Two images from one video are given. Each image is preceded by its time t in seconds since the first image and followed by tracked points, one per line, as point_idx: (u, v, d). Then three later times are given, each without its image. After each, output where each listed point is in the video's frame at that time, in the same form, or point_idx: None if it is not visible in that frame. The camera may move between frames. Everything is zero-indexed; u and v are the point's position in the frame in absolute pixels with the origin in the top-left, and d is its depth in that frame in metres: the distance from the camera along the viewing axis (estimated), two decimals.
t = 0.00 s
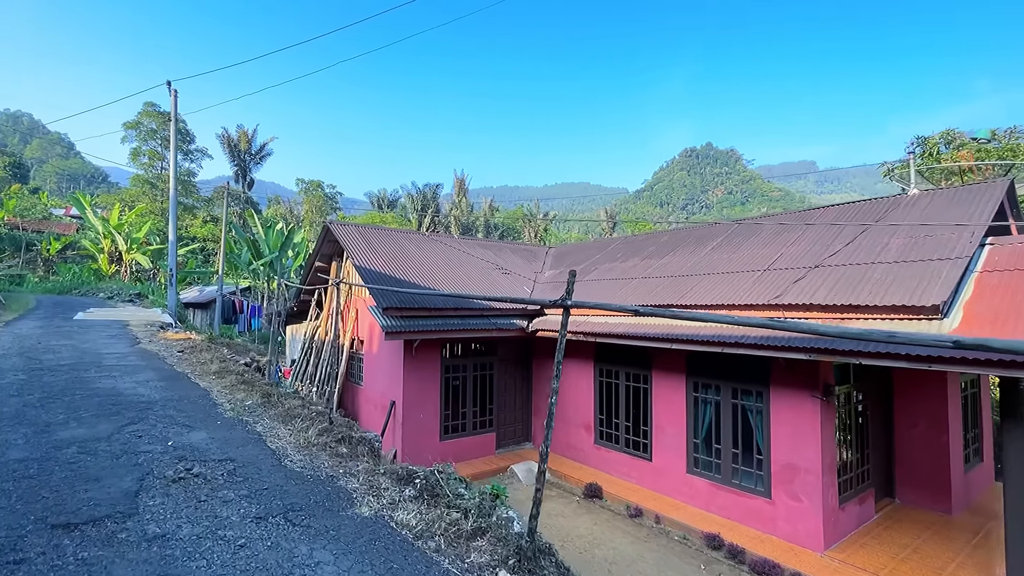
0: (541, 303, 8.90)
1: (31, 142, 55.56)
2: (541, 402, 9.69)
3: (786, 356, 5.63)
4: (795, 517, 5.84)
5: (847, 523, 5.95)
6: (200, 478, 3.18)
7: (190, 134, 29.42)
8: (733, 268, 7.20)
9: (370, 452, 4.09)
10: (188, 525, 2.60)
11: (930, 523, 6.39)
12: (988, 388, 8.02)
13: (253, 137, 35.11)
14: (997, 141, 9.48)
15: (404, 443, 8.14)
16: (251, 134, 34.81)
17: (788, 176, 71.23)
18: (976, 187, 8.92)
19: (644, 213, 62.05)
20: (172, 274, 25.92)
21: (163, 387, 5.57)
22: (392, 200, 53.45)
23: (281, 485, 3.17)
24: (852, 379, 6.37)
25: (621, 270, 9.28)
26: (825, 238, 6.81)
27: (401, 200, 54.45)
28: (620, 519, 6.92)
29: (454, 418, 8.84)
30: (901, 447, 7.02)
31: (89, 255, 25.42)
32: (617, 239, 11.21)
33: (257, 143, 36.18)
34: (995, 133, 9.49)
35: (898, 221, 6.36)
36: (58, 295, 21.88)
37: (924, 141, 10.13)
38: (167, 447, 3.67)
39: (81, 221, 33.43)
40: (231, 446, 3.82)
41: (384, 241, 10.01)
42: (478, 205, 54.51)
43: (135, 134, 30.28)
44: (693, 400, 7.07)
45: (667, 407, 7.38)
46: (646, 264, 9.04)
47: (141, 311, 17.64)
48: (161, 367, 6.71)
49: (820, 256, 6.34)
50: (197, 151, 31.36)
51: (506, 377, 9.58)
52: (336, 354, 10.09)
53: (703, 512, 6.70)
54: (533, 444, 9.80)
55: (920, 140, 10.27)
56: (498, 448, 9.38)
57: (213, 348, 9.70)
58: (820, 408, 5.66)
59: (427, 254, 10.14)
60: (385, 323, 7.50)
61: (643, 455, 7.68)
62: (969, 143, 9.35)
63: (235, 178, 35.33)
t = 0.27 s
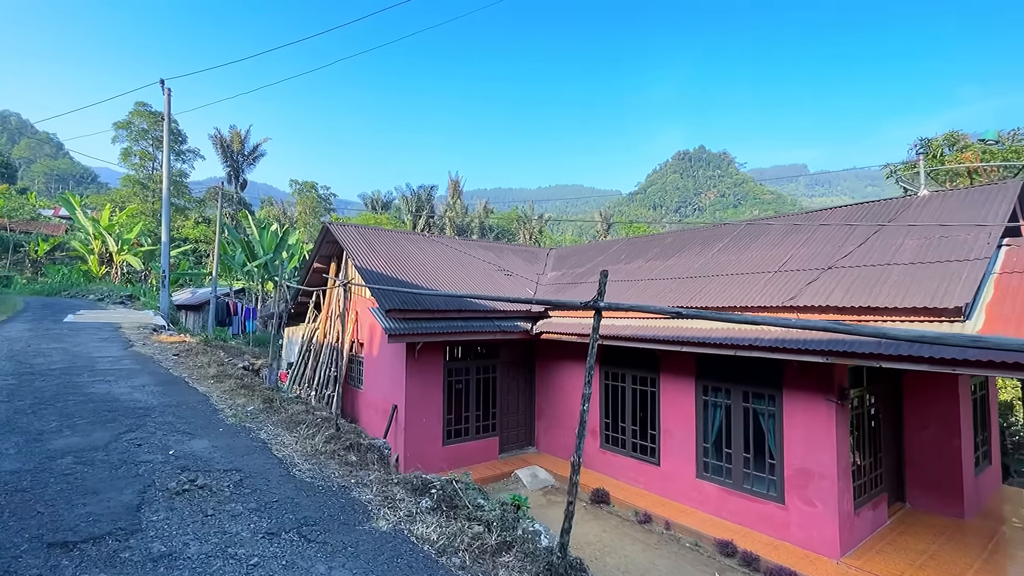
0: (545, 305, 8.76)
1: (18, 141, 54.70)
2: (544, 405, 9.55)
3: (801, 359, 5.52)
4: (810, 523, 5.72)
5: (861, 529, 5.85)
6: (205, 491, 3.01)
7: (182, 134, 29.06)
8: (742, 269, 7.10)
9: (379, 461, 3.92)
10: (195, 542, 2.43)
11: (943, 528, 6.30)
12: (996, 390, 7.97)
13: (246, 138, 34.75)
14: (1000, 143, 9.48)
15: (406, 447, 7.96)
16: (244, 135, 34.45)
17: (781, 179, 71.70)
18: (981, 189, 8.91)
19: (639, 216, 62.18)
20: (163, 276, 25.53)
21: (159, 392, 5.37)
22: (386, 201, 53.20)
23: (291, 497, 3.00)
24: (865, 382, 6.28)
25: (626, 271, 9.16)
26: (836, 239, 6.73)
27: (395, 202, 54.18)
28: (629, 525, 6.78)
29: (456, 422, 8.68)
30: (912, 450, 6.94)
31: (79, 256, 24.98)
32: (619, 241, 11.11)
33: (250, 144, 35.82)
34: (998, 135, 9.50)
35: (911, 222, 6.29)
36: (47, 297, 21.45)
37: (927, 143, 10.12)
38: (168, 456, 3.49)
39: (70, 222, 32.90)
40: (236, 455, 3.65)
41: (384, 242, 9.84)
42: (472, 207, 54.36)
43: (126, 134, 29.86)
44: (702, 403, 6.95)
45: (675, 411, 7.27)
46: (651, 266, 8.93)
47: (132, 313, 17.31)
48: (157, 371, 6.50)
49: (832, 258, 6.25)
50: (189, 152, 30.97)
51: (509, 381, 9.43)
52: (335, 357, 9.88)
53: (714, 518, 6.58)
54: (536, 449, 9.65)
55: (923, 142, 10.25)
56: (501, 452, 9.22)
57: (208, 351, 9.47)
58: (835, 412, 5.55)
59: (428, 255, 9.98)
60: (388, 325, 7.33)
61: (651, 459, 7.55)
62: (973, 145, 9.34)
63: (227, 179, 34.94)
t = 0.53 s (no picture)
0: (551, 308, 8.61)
1: (7, 141, 53.90)
2: (550, 410, 9.40)
3: (820, 364, 5.41)
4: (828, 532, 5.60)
5: (880, 538, 5.74)
6: (215, 508, 2.83)
7: (175, 134, 28.69)
8: (755, 272, 6.99)
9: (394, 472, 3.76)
10: (209, 568, 2.25)
11: (960, 535, 6.21)
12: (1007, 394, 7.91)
13: (239, 139, 34.38)
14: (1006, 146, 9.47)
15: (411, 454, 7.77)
16: (238, 135, 34.08)
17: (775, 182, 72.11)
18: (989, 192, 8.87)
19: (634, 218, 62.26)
20: (156, 278, 25.13)
21: (159, 399, 5.16)
22: (381, 203, 52.94)
23: (307, 515, 2.82)
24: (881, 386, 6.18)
25: (633, 274, 9.05)
26: (850, 242, 6.64)
27: (390, 203, 53.91)
28: (641, 534, 6.63)
29: (461, 428, 8.50)
30: (926, 456, 6.86)
31: (69, 257, 24.54)
32: (624, 243, 11.00)
33: (244, 145, 35.44)
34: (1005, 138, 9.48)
35: (927, 225, 6.20)
36: (36, 299, 21.02)
37: (933, 145, 10.10)
38: (174, 470, 3.30)
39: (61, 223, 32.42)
40: (245, 468, 3.46)
41: (387, 244, 9.66)
42: (468, 208, 54.19)
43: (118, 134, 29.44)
44: (715, 409, 6.83)
45: (687, 416, 7.14)
46: (659, 268, 8.81)
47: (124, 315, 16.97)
48: (155, 377, 6.28)
49: (849, 260, 6.15)
50: (182, 152, 30.56)
51: (515, 385, 9.27)
52: (336, 362, 9.68)
53: (728, 526, 6.44)
54: (541, 454, 9.49)
55: (929, 144, 10.23)
56: (506, 458, 9.05)
57: (206, 355, 9.23)
58: (855, 419, 5.44)
59: (432, 257, 9.81)
60: (393, 329, 7.15)
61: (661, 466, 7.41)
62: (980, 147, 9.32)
63: (221, 179, 34.55)
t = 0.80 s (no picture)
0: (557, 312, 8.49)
1: None
2: (555, 416, 9.27)
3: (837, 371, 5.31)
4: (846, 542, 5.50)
5: (897, 547, 5.64)
6: (226, 530, 2.67)
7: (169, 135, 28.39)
8: (766, 276, 6.90)
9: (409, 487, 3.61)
10: None
11: (976, 543, 6.12)
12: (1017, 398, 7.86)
13: (234, 140, 34.11)
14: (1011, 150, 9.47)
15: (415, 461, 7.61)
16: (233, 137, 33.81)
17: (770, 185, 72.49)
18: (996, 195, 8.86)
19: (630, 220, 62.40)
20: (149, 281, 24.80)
21: (159, 408, 4.98)
22: (377, 204, 52.69)
23: (324, 536, 2.67)
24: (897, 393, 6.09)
25: (639, 278, 8.95)
26: (863, 246, 6.56)
27: (386, 205, 53.67)
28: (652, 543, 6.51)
29: (466, 434, 8.34)
30: (940, 462, 6.77)
31: (61, 259, 24.15)
32: (628, 246, 10.91)
33: (239, 146, 35.17)
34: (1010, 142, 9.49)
35: (942, 228, 6.13)
36: (27, 302, 20.64)
37: (938, 149, 10.09)
38: (180, 487, 3.14)
39: (52, 224, 31.95)
40: (254, 483, 3.31)
41: (389, 247, 9.51)
42: (465, 211, 54.08)
43: (111, 134, 29.07)
44: (727, 415, 6.72)
45: (697, 423, 7.02)
46: (666, 272, 8.71)
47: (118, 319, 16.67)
48: (154, 384, 6.10)
49: (863, 265, 6.06)
50: (176, 153, 30.25)
51: (520, 390, 9.13)
52: (337, 367, 9.50)
53: (741, 535, 6.32)
54: (546, 461, 9.34)
55: (934, 148, 10.23)
56: (511, 465, 8.90)
57: (204, 360, 9.03)
58: (873, 426, 5.34)
59: (435, 260, 9.67)
60: (398, 333, 7.00)
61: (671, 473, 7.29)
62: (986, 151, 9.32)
63: (215, 180, 34.22)
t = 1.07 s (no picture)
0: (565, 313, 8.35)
1: None
2: (561, 418, 9.12)
3: (858, 373, 5.18)
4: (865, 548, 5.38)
5: (917, 552, 5.52)
6: (238, 543, 2.51)
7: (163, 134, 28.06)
8: (779, 276, 6.79)
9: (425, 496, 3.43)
10: None
11: (995, 548, 6.02)
12: None
13: (229, 140, 33.80)
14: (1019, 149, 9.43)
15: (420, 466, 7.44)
16: (228, 137, 33.53)
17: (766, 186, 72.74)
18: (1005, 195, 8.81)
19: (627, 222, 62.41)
20: (144, 282, 24.50)
21: (160, 412, 4.80)
22: (373, 205, 52.47)
23: (343, 552, 2.51)
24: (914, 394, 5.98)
25: (647, 278, 8.82)
26: (878, 245, 6.45)
27: (382, 205, 53.45)
28: (665, 548, 6.38)
29: (472, 438, 8.19)
30: (955, 465, 6.67)
31: (53, 259, 23.81)
32: (634, 246, 10.79)
33: (235, 146, 34.85)
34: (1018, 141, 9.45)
35: (960, 227, 6.02)
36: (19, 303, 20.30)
37: (946, 148, 10.04)
38: (186, 497, 2.96)
39: (45, 225, 31.55)
40: (264, 491, 3.14)
41: (392, 246, 9.35)
42: (462, 212, 53.88)
43: (104, 134, 28.76)
44: (740, 418, 6.59)
45: (709, 425, 6.89)
46: (674, 272, 8.59)
47: (112, 320, 16.41)
48: (153, 387, 5.91)
49: (881, 264, 5.95)
50: (171, 153, 29.95)
51: (525, 393, 8.97)
52: (339, 369, 9.32)
53: (756, 540, 6.20)
54: (552, 464, 9.20)
55: (941, 147, 10.17)
56: (517, 468, 8.75)
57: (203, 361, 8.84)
58: (893, 429, 5.22)
59: (439, 260, 9.51)
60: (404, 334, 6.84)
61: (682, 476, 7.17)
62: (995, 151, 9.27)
63: (211, 180, 33.91)
